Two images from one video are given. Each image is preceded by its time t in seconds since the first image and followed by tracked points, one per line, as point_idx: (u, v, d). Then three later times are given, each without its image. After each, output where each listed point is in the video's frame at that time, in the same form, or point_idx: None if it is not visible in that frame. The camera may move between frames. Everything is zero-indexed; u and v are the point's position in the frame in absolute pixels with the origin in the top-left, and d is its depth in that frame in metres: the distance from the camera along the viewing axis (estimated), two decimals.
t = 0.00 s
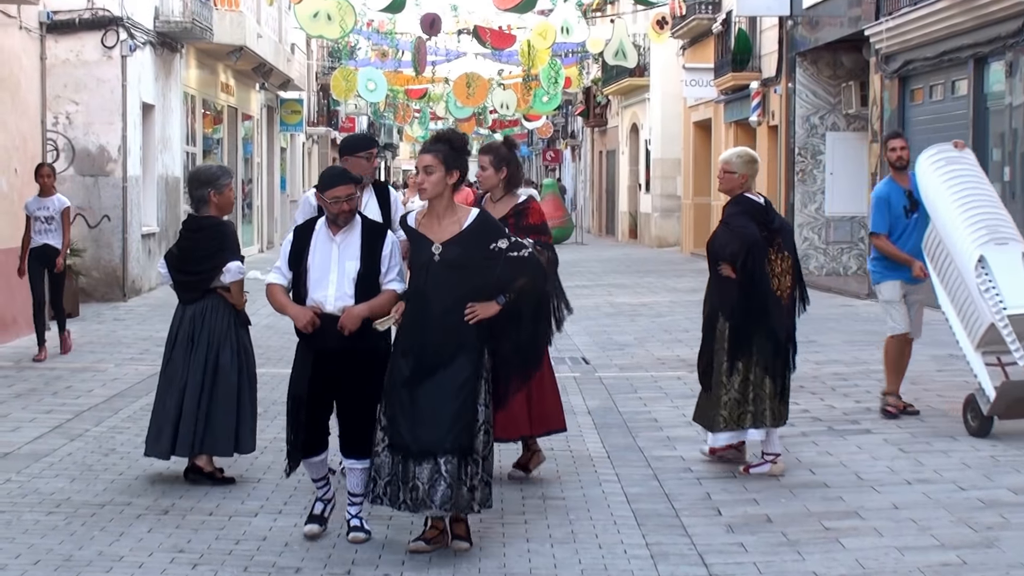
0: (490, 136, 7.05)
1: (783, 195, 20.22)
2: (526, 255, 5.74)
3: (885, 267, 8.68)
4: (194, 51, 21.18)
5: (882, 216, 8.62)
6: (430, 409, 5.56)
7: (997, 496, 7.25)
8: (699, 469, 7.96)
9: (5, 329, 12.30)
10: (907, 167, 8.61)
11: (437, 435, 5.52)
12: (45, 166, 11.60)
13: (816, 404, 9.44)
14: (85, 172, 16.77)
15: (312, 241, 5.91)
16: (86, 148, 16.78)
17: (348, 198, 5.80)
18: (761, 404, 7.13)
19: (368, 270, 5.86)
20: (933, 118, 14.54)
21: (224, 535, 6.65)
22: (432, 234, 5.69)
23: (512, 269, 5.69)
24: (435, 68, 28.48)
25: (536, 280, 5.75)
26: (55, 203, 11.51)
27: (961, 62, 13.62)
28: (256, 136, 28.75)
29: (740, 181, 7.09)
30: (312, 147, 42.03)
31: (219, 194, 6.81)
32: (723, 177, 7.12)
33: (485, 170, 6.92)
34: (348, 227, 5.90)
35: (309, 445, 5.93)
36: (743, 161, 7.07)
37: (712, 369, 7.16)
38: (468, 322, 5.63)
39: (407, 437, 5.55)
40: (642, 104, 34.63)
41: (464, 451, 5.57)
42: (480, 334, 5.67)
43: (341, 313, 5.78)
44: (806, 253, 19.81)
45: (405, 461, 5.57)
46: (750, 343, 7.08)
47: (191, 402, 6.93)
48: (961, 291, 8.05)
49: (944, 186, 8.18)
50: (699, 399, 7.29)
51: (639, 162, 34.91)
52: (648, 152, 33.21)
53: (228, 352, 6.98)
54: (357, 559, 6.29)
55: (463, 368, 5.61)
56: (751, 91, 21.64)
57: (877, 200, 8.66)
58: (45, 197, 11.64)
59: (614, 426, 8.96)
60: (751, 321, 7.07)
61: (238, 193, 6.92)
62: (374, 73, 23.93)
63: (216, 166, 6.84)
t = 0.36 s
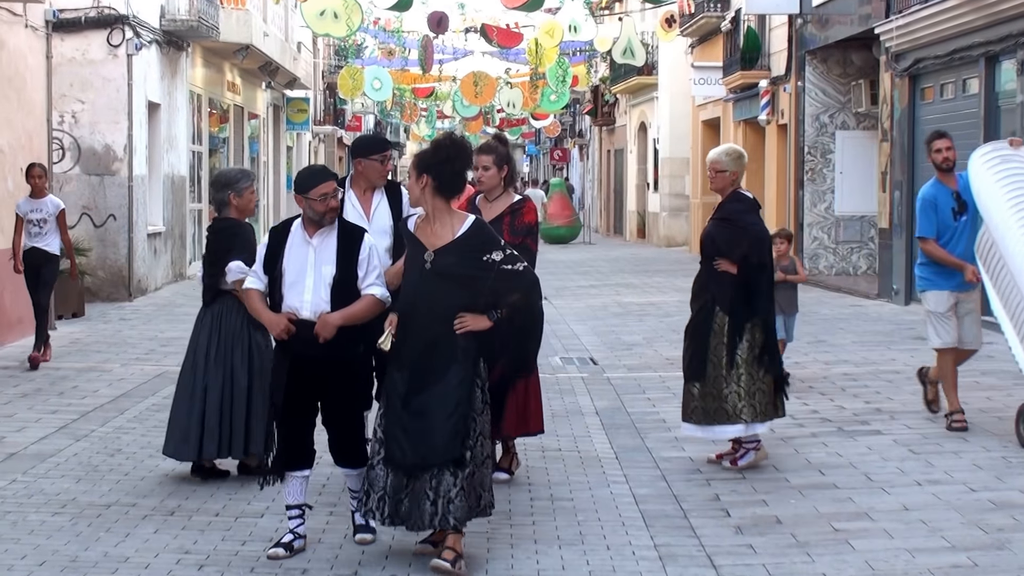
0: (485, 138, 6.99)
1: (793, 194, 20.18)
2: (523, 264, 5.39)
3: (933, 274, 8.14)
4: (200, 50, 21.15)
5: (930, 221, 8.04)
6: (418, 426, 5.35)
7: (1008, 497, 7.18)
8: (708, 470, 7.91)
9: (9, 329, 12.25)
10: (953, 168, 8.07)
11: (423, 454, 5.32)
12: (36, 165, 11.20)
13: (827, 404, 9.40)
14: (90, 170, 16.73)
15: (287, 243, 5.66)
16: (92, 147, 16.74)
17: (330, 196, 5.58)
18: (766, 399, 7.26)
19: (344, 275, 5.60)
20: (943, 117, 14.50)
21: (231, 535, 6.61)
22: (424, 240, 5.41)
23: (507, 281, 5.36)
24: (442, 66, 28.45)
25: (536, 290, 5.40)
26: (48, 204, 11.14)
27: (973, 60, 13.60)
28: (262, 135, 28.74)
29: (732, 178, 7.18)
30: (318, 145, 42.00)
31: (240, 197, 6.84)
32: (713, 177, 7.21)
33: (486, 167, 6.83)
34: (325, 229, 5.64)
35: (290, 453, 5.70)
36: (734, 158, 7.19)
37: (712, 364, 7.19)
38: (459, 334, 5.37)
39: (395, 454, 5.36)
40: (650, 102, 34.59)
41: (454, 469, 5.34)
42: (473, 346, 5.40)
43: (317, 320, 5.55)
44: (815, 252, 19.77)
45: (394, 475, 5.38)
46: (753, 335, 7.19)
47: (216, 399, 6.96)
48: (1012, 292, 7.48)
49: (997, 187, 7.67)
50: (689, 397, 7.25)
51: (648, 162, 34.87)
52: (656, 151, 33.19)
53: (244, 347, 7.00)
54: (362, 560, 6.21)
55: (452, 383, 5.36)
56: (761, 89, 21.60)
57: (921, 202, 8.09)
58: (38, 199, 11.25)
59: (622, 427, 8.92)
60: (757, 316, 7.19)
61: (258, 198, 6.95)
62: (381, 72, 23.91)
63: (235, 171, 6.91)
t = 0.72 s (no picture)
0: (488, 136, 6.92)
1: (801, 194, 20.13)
2: (520, 263, 5.24)
3: (982, 279, 7.92)
4: (206, 48, 21.12)
5: (977, 219, 7.77)
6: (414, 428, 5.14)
7: (1018, 498, 7.14)
8: (716, 469, 7.88)
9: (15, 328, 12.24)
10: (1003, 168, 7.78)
11: (421, 459, 5.08)
12: (34, 161, 10.83)
13: (835, 404, 9.37)
14: (96, 169, 16.71)
15: (268, 240, 5.54)
16: (98, 146, 16.73)
17: (322, 188, 5.51)
18: (754, 397, 7.36)
19: (326, 269, 5.51)
20: (953, 115, 14.46)
21: (237, 535, 6.58)
22: (422, 240, 5.24)
23: (501, 279, 5.22)
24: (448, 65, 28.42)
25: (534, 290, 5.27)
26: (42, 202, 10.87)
27: (982, 59, 13.57)
28: (269, 134, 28.73)
29: (725, 180, 7.13)
30: (324, 144, 41.97)
31: (263, 191, 6.96)
32: (704, 178, 7.14)
33: (488, 169, 6.78)
34: (306, 224, 5.55)
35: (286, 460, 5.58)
36: (727, 160, 7.11)
37: (704, 364, 7.24)
38: (456, 336, 5.17)
39: (391, 459, 5.14)
40: (658, 101, 34.54)
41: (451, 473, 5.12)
42: (472, 349, 5.21)
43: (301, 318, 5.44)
44: (824, 252, 19.73)
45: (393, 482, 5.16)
46: (750, 338, 7.28)
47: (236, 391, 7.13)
48: None
49: None
50: (677, 395, 7.33)
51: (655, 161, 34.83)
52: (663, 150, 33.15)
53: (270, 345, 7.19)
54: (372, 560, 6.16)
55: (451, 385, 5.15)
56: (769, 88, 21.55)
57: (969, 201, 7.82)
58: (34, 194, 10.94)
59: (628, 426, 8.89)
60: (755, 320, 7.27)
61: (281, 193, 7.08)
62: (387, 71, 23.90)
63: (261, 164, 7.02)
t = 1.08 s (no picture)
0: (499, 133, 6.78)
1: (808, 194, 20.09)
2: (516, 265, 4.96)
3: None
4: (211, 47, 21.10)
5: None
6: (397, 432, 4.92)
7: None
8: (723, 469, 7.86)
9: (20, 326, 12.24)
10: None
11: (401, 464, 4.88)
12: (20, 163, 10.46)
13: (842, 404, 9.34)
14: (102, 168, 16.71)
15: (264, 237, 5.44)
16: (104, 144, 16.73)
17: (324, 188, 5.46)
18: (741, 400, 7.34)
19: (326, 269, 5.44)
20: (961, 114, 14.43)
21: (243, 535, 6.55)
22: (415, 241, 5.00)
23: (495, 283, 4.93)
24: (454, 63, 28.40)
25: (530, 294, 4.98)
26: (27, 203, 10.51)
27: (991, 57, 13.53)
28: (275, 133, 28.73)
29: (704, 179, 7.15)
30: (330, 142, 41.95)
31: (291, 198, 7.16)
32: (684, 177, 7.16)
33: (500, 166, 6.63)
34: (305, 222, 5.47)
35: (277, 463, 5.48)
36: (708, 161, 7.16)
37: (690, 367, 7.23)
38: (446, 340, 4.92)
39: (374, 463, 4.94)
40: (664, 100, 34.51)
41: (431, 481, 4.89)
42: (463, 355, 4.95)
43: (297, 318, 5.37)
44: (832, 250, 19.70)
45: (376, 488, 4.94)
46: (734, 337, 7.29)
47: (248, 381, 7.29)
48: None
49: None
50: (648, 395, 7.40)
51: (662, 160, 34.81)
52: (670, 148, 33.13)
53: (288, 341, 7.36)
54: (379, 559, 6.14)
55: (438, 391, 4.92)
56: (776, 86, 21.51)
57: None
58: (24, 196, 10.59)
59: (635, 425, 8.87)
60: (739, 320, 7.28)
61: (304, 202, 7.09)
62: (393, 69, 23.88)
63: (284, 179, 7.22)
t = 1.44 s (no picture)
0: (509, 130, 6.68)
1: (814, 192, 20.09)
2: (493, 268, 4.93)
3: None
4: (215, 45, 21.10)
5: None
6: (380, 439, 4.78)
7: None
8: (727, 467, 7.85)
9: (25, 325, 12.24)
10: None
11: (387, 473, 4.74)
12: (9, 162, 9.96)
13: (847, 402, 9.33)
14: (106, 167, 16.71)
15: (267, 235, 5.22)
16: (108, 143, 16.73)
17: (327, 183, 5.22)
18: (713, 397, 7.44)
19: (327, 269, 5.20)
20: (966, 112, 14.41)
21: (246, 534, 6.53)
22: (388, 242, 4.89)
23: (473, 285, 4.88)
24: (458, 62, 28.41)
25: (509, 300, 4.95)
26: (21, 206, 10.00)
27: (997, 55, 13.51)
28: (279, 131, 28.74)
29: (686, 173, 7.20)
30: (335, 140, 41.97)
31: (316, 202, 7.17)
32: (666, 171, 7.21)
33: (508, 162, 6.52)
34: (307, 220, 5.25)
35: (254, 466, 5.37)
36: (689, 156, 7.21)
37: (681, 365, 7.31)
38: (426, 344, 4.83)
39: (352, 472, 4.77)
40: (669, 98, 34.52)
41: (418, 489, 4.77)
42: (440, 359, 4.88)
43: (297, 319, 5.13)
44: (837, 248, 19.72)
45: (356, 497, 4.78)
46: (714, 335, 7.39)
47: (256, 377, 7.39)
48: None
49: None
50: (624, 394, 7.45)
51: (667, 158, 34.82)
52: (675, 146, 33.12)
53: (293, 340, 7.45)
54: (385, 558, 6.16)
55: (420, 395, 4.82)
56: (781, 84, 21.49)
57: None
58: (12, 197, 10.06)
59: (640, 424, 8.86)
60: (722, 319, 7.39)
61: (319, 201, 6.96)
62: (398, 67, 23.87)
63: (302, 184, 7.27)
